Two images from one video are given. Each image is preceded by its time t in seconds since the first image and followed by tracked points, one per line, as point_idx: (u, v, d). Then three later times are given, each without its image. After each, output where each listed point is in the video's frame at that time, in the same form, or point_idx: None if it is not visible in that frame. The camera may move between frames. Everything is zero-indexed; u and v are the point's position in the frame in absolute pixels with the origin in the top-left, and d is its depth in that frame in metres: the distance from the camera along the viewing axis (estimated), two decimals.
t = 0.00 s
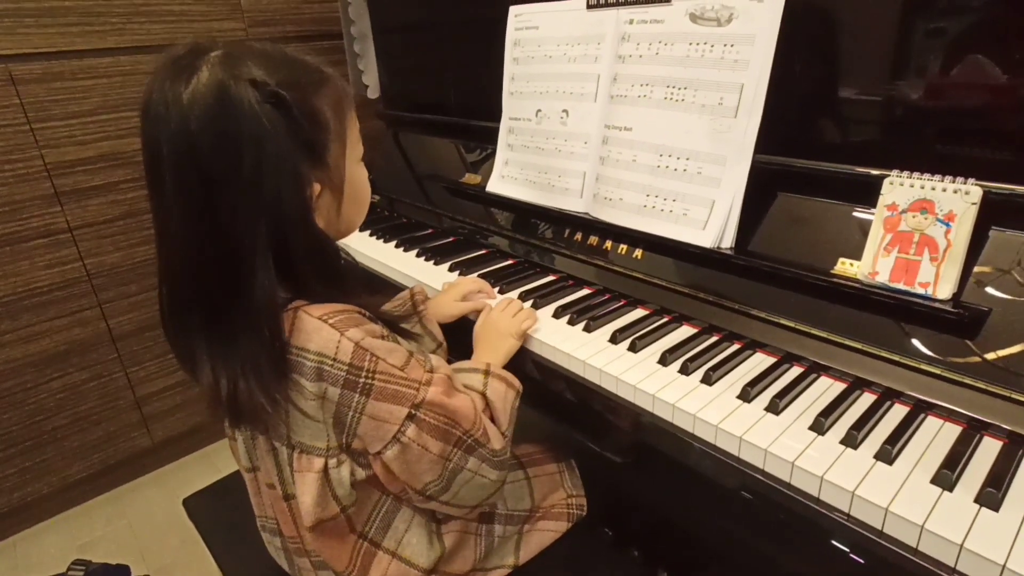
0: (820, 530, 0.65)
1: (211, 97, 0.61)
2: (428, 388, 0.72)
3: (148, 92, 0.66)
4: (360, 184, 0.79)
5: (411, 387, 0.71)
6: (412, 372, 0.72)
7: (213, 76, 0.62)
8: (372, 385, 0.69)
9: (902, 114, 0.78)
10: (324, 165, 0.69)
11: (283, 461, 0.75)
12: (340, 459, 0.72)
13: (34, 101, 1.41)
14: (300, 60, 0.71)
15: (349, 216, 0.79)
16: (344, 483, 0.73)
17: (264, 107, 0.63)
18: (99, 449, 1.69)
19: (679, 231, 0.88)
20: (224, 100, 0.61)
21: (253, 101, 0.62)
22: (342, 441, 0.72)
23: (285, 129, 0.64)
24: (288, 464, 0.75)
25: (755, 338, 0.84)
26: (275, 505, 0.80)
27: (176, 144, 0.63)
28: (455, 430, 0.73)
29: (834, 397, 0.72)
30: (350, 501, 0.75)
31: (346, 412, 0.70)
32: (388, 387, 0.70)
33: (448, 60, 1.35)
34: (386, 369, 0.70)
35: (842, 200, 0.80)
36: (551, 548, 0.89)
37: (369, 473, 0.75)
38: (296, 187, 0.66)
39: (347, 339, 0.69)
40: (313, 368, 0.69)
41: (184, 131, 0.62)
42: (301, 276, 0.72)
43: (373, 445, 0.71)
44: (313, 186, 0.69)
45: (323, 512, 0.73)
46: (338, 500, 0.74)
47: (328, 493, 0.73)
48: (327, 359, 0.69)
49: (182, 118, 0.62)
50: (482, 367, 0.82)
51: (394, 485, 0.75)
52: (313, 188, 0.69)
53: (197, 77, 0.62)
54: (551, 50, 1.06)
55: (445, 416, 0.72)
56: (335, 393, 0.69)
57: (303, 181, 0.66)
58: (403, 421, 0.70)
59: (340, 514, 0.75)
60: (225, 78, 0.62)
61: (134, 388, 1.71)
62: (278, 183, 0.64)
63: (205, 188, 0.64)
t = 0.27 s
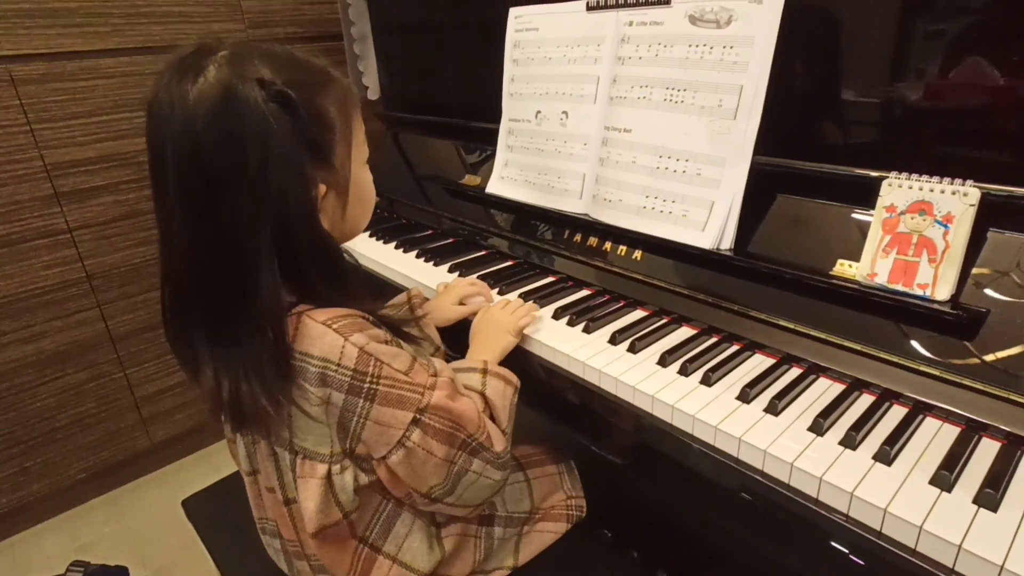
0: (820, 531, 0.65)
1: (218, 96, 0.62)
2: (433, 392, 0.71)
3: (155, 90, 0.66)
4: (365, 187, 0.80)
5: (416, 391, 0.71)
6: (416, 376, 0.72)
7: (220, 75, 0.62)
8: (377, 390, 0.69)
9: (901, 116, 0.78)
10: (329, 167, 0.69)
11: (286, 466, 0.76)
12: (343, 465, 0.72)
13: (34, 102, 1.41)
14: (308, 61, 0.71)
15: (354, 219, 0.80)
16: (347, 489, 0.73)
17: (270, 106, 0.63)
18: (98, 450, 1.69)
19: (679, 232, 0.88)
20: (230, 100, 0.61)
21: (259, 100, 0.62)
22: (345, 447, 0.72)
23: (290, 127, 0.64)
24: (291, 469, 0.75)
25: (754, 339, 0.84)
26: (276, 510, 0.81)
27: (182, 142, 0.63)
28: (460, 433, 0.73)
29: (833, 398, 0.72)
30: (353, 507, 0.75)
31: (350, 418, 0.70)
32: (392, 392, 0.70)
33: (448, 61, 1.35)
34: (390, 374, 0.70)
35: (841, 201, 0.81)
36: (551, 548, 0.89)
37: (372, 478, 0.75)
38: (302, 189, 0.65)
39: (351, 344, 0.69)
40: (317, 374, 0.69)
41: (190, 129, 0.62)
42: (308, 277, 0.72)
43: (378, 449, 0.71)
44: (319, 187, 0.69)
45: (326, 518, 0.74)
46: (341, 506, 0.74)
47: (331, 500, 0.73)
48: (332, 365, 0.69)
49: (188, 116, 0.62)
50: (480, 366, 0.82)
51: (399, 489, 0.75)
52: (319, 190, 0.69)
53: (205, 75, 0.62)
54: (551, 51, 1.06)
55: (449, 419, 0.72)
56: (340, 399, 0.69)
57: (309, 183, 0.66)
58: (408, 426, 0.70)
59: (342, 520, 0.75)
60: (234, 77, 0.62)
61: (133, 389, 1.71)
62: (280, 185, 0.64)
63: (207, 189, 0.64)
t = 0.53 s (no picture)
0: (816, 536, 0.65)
1: (227, 99, 0.62)
2: (435, 403, 0.72)
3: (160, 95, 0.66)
4: (369, 193, 0.80)
5: (418, 402, 0.71)
6: (419, 387, 0.72)
7: (230, 78, 0.63)
8: (380, 400, 0.69)
9: (896, 122, 0.78)
10: (336, 168, 0.69)
11: (285, 475, 0.75)
12: (344, 476, 0.72)
13: (31, 106, 1.41)
14: (317, 71, 0.71)
15: (359, 226, 0.80)
16: (347, 499, 0.73)
17: (280, 106, 0.63)
18: (94, 455, 1.69)
19: (674, 238, 0.88)
20: (242, 99, 0.62)
21: (270, 102, 0.63)
22: (346, 457, 0.72)
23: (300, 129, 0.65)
24: (291, 478, 0.74)
25: (750, 344, 0.84)
26: (273, 518, 0.80)
27: (189, 145, 0.63)
28: (460, 444, 0.73)
29: (829, 403, 0.72)
30: (352, 517, 0.74)
31: (352, 428, 0.69)
32: (395, 402, 0.70)
33: (446, 67, 1.35)
34: (393, 384, 0.70)
35: (838, 207, 0.81)
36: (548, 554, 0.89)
37: (372, 488, 0.75)
38: (308, 194, 0.66)
39: (355, 353, 0.69)
40: (320, 383, 0.69)
41: (200, 129, 0.62)
42: (313, 282, 0.72)
43: (378, 459, 0.71)
44: (325, 192, 0.69)
45: (326, 529, 0.73)
46: (341, 516, 0.73)
47: (331, 510, 0.72)
48: (335, 375, 0.68)
49: (197, 118, 0.62)
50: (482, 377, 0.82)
51: (398, 500, 0.74)
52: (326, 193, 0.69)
53: (213, 79, 0.63)
54: (548, 57, 1.06)
55: (450, 429, 0.72)
56: (342, 408, 0.69)
57: (317, 185, 0.67)
58: (410, 436, 0.70)
59: (342, 530, 0.74)
60: (243, 81, 0.63)
61: (129, 394, 1.70)
62: (281, 191, 0.64)
63: (206, 195, 0.64)
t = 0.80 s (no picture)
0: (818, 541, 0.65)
1: (224, 105, 0.62)
2: (435, 408, 0.72)
3: (156, 101, 0.67)
4: (367, 197, 0.80)
5: (419, 409, 0.71)
6: (419, 394, 0.72)
7: (225, 82, 0.63)
8: (380, 409, 0.69)
9: (895, 126, 0.78)
10: (334, 172, 0.70)
11: (286, 485, 0.75)
12: (344, 486, 0.72)
13: (33, 111, 1.41)
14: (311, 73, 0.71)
15: (358, 230, 0.80)
16: (347, 509, 0.72)
17: (275, 109, 0.63)
18: (94, 460, 1.68)
19: (674, 243, 0.88)
20: (239, 102, 0.62)
21: (265, 106, 0.63)
22: (347, 467, 0.71)
23: (297, 131, 0.65)
24: (291, 487, 0.74)
25: (751, 348, 0.84)
26: (273, 525, 0.80)
27: (186, 153, 0.63)
28: (463, 449, 0.73)
29: (829, 407, 0.72)
30: (351, 527, 0.75)
31: (352, 438, 0.69)
32: (395, 410, 0.70)
33: (446, 72, 1.36)
34: (393, 392, 0.70)
35: (837, 212, 0.81)
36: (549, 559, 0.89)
37: (373, 496, 0.74)
38: (308, 199, 0.66)
39: (352, 361, 0.69)
40: (319, 393, 0.69)
41: (198, 133, 0.62)
42: (312, 288, 0.71)
43: (381, 468, 0.70)
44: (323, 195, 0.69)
45: (326, 539, 0.73)
46: (340, 525, 0.74)
47: (331, 520, 0.73)
48: (333, 385, 0.68)
49: (194, 124, 0.62)
50: (482, 382, 0.82)
51: (402, 508, 0.74)
52: (323, 196, 0.70)
53: (209, 84, 0.63)
54: (549, 62, 1.06)
55: (452, 434, 0.72)
56: (342, 417, 0.69)
57: (316, 189, 0.67)
58: (412, 444, 0.70)
59: (341, 540, 0.75)
60: (240, 86, 0.63)
61: (130, 398, 1.70)
62: (279, 197, 0.64)
63: (204, 201, 0.64)
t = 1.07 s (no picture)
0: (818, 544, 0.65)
1: (214, 112, 0.62)
2: (434, 411, 0.72)
3: (149, 106, 0.67)
4: (364, 201, 0.80)
5: (418, 412, 0.71)
6: (418, 396, 0.72)
7: (218, 88, 0.63)
8: (379, 412, 0.69)
9: (895, 129, 0.78)
10: (329, 178, 0.70)
11: (284, 488, 0.75)
12: (343, 488, 0.72)
13: (34, 114, 1.42)
14: (303, 75, 0.71)
15: (355, 232, 0.80)
16: (347, 511, 0.73)
17: (267, 115, 0.63)
18: (94, 462, 1.68)
19: (674, 245, 0.88)
20: (228, 114, 0.62)
21: (256, 111, 0.63)
22: (346, 469, 0.71)
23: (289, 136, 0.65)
24: (289, 491, 0.74)
25: (751, 350, 0.84)
26: (272, 528, 0.80)
27: (181, 159, 0.63)
28: (462, 451, 0.73)
29: (829, 410, 0.72)
30: (351, 529, 0.75)
31: (352, 441, 0.70)
32: (394, 413, 0.70)
33: (447, 75, 1.36)
34: (391, 395, 0.70)
35: (837, 215, 0.81)
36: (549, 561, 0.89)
37: (372, 499, 0.75)
38: (304, 202, 0.66)
39: (352, 365, 0.69)
40: (318, 397, 0.69)
41: (189, 140, 0.63)
42: (308, 291, 0.72)
43: (380, 470, 0.71)
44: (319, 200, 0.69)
45: (326, 542, 0.73)
46: (340, 528, 0.73)
47: (330, 523, 0.73)
48: (332, 389, 0.69)
49: (186, 131, 0.63)
50: (479, 381, 0.82)
51: (400, 509, 0.74)
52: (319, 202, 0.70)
53: (201, 90, 0.63)
54: (549, 65, 1.07)
55: (451, 436, 0.72)
56: (341, 421, 0.69)
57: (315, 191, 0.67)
58: (410, 446, 0.70)
59: (342, 543, 0.75)
60: (230, 92, 0.63)
61: (130, 400, 1.70)
62: (275, 200, 0.64)
63: (203, 205, 0.64)
